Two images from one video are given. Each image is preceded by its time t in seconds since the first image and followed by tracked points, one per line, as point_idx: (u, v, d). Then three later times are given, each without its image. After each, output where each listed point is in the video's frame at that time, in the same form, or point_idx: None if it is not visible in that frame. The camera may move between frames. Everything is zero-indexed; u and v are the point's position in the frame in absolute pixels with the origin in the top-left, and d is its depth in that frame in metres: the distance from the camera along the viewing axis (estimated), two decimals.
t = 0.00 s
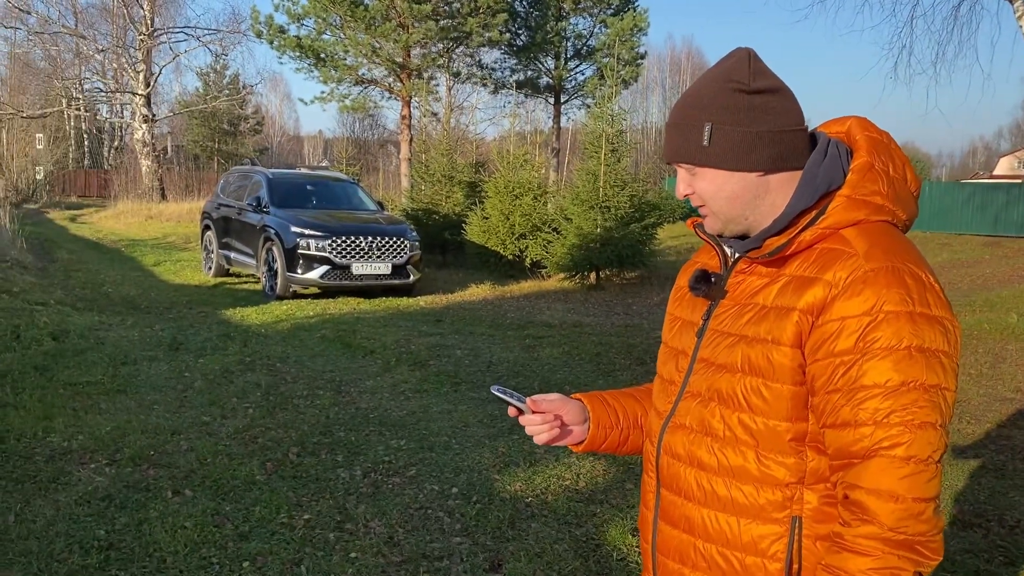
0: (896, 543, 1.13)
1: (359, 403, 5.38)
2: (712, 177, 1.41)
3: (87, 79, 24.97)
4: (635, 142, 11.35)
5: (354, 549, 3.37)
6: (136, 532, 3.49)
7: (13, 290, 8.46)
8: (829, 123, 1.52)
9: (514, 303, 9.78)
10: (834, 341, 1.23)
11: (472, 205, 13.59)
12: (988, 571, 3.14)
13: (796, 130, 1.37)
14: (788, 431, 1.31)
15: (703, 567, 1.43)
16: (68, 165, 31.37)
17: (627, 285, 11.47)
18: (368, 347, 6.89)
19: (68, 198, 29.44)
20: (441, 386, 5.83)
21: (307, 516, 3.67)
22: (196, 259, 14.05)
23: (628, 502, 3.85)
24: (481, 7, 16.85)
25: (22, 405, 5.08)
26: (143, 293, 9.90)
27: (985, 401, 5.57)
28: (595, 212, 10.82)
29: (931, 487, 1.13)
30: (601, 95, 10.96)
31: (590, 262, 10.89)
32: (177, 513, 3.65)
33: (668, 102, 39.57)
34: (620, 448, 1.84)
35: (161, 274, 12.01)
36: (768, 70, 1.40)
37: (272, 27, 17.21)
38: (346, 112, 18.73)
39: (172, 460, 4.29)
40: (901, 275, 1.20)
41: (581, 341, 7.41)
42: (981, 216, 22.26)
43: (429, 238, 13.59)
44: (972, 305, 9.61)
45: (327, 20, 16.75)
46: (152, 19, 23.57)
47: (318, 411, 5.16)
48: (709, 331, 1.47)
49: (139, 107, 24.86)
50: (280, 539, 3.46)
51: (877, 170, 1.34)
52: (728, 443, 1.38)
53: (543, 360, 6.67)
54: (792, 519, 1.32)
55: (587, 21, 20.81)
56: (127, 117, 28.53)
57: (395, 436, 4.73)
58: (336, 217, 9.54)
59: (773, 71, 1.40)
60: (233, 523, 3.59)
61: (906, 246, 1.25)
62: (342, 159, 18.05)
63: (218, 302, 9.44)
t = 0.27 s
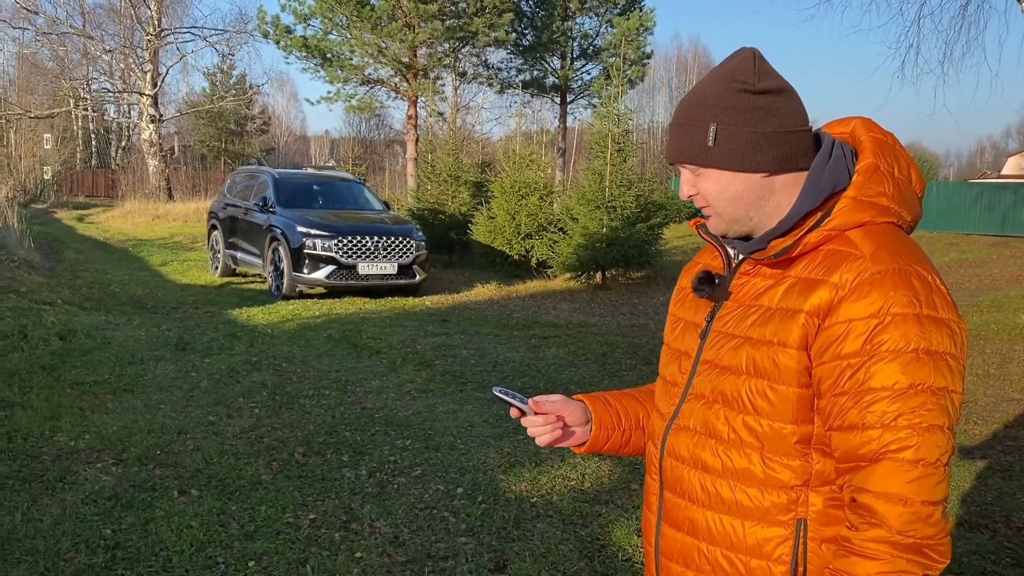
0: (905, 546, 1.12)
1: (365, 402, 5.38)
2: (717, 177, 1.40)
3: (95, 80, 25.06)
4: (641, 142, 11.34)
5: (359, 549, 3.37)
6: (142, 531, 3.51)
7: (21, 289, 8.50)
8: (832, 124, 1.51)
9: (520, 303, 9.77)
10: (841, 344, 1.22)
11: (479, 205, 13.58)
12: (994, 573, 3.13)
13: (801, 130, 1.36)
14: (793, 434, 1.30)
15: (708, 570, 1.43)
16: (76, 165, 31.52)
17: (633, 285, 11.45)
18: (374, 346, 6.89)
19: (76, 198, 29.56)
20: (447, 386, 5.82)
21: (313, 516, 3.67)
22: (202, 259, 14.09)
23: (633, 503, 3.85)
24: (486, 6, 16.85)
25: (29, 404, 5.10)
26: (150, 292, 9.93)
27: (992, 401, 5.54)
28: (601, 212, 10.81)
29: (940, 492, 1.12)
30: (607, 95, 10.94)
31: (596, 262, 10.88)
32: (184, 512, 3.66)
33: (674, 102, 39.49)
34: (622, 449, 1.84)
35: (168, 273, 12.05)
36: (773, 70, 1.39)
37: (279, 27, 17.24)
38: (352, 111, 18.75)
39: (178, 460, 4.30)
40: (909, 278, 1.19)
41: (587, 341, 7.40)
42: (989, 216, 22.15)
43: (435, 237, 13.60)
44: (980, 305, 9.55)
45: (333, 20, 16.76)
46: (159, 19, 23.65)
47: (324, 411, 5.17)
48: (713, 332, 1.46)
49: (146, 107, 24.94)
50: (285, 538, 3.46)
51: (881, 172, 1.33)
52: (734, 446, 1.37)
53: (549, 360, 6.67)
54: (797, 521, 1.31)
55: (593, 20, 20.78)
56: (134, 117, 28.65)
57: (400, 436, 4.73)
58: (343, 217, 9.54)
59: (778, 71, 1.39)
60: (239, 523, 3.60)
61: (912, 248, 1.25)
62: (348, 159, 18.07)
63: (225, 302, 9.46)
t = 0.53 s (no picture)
0: (909, 547, 1.12)
1: (368, 402, 5.38)
2: (728, 171, 1.38)
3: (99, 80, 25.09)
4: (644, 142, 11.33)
5: (363, 548, 3.38)
6: (146, 530, 3.51)
7: (25, 289, 8.51)
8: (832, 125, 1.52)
9: (523, 303, 9.77)
10: (845, 345, 1.21)
11: (481, 205, 13.58)
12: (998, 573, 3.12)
13: (809, 129, 1.36)
14: (797, 435, 1.30)
15: (711, 570, 1.43)
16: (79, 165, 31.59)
17: (636, 285, 11.45)
18: (377, 346, 6.90)
19: (80, 198, 29.61)
20: (450, 386, 5.83)
21: (316, 516, 3.68)
22: (205, 259, 14.10)
23: (636, 503, 3.84)
24: (489, 6, 16.85)
25: (34, 404, 5.11)
26: (153, 292, 9.95)
27: (996, 401, 5.53)
28: (605, 212, 10.80)
29: (944, 492, 1.12)
30: (610, 95, 10.94)
31: (599, 262, 10.87)
32: (188, 512, 3.66)
33: (678, 102, 39.45)
34: (625, 454, 1.83)
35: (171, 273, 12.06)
36: (784, 69, 1.39)
37: (282, 27, 17.25)
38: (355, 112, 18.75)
39: (182, 460, 4.31)
40: (912, 279, 1.19)
41: (590, 341, 7.40)
42: (993, 215, 22.10)
43: (438, 237, 13.61)
44: (983, 305, 9.53)
45: (336, 20, 16.77)
46: (162, 19, 23.67)
47: (328, 411, 5.17)
48: (716, 333, 1.46)
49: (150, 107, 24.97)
50: (289, 538, 3.47)
51: (884, 173, 1.33)
52: (737, 446, 1.37)
53: (552, 360, 6.67)
54: (801, 521, 1.31)
55: (596, 20, 20.77)
56: (137, 118, 28.69)
57: (404, 436, 4.73)
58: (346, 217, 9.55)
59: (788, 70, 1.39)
60: (242, 523, 3.60)
61: (915, 250, 1.24)
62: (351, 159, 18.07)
63: (228, 302, 9.47)
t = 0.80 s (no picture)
0: (918, 541, 1.13)
1: (370, 402, 5.39)
2: (756, 162, 1.36)
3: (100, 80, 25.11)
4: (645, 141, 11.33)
5: (366, 547, 3.39)
6: (150, 529, 3.52)
7: (27, 289, 8.53)
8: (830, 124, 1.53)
9: (524, 303, 9.78)
10: (853, 342, 1.23)
11: (483, 204, 13.58)
12: (1000, 571, 3.13)
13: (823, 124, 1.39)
14: (803, 432, 1.31)
15: (717, 567, 1.44)
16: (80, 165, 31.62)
17: (637, 284, 11.45)
18: (379, 346, 6.91)
19: (81, 198, 29.63)
20: (452, 386, 5.84)
21: (319, 514, 3.69)
22: (207, 259, 14.11)
23: (638, 501, 3.85)
24: (491, 6, 16.86)
25: (37, 403, 5.12)
26: (155, 292, 9.96)
27: (998, 400, 5.54)
28: (606, 212, 10.81)
29: (952, 488, 1.13)
30: (611, 95, 10.94)
31: (601, 261, 10.88)
32: (191, 510, 3.68)
33: (679, 102, 39.46)
34: (628, 457, 1.83)
35: (173, 273, 12.08)
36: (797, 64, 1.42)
37: (283, 27, 17.26)
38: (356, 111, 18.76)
39: (185, 459, 4.32)
40: (920, 277, 1.20)
41: (592, 340, 7.41)
42: (994, 215, 22.10)
43: (439, 237, 13.63)
44: (984, 304, 9.54)
45: (338, 20, 16.78)
46: (164, 19, 23.70)
47: (330, 410, 5.18)
48: (720, 331, 1.47)
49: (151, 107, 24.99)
50: (292, 536, 3.48)
51: (887, 172, 1.34)
52: (744, 444, 1.38)
53: (554, 360, 6.67)
54: (807, 517, 1.32)
55: (597, 20, 20.77)
56: (139, 118, 28.71)
57: (406, 435, 4.74)
58: (347, 217, 9.56)
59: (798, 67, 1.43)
60: (246, 521, 3.61)
61: (920, 249, 1.25)
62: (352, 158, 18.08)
63: (230, 301, 9.48)
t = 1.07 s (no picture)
0: (931, 531, 1.15)
1: (370, 401, 5.41)
2: (779, 152, 1.39)
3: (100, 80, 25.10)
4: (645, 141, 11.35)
5: (366, 545, 3.41)
6: (152, 527, 3.54)
7: (28, 289, 8.54)
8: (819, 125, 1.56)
9: (524, 302, 9.79)
10: (861, 338, 1.24)
11: (483, 204, 13.60)
12: (997, 569, 3.14)
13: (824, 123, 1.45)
14: (810, 427, 1.32)
15: (726, 564, 1.44)
16: (80, 165, 31.64)
17: (637, 284, 11.47)
18: (379, 345, 6.92)
19: (81, 198, 29.65)
20: (452, 385, 5.86)
21: (320, 513, 3.70)
22: (207, 259, 14.13)
23: (638, 499, 3.87)
24: (491, 6, 16.87)
25: (38, 403, 5.14)
26: (155, 292, 9.98)
27: (996, 400, 5.56)
28: (606, 212, 10.83)
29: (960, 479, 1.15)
30: (611, 95, 10.96)
31: (601, 261, 10.90)
32: (193, 508, 3.69)
33: (679, 101, 39.46)
34: (623, 456, 1.84)
35: (173, 273, 12.09)
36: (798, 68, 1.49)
37: (283, 27, 17.27)
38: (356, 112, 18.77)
39: (186, 457, 4.34)
40: (925, 273, 1.22)
41: (592, 340, 7.43)
42: (994, 215, 22.12)
43: (439, 237, 13.65)
44: (983, 304, 9.56)
45: (338, 20, 16.80)
46: (164, 19, 23.72)
47: (330, 409, 5.19)
48: (722, 329, 1.48)
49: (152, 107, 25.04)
50: (294, 534, 3.49)
51: (886, 170, 1.36)
52: (751, 440, 1.39)
53: (554, 359, 6.69)
54: (815, 511, 1.33)
55: (597, 20, 20.78)
56: (138, 118, 28.71)
57: (407, 433, 4.76)
58: (348, 216, 9.58)
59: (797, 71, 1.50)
60: (247, 519, 3.63)
61: (921, 247, 1.28)
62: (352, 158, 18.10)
63: (231, 301, 9.49)
